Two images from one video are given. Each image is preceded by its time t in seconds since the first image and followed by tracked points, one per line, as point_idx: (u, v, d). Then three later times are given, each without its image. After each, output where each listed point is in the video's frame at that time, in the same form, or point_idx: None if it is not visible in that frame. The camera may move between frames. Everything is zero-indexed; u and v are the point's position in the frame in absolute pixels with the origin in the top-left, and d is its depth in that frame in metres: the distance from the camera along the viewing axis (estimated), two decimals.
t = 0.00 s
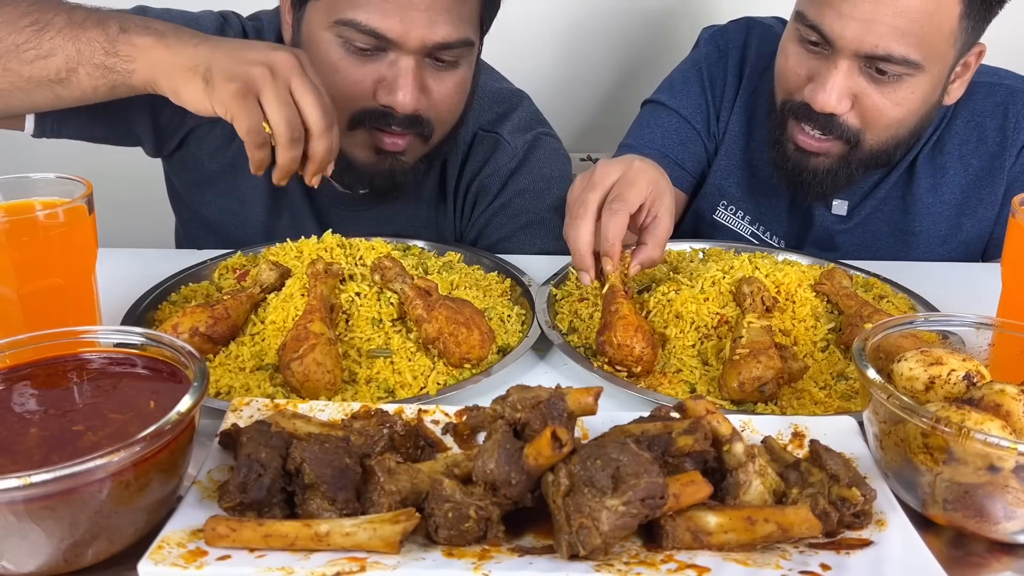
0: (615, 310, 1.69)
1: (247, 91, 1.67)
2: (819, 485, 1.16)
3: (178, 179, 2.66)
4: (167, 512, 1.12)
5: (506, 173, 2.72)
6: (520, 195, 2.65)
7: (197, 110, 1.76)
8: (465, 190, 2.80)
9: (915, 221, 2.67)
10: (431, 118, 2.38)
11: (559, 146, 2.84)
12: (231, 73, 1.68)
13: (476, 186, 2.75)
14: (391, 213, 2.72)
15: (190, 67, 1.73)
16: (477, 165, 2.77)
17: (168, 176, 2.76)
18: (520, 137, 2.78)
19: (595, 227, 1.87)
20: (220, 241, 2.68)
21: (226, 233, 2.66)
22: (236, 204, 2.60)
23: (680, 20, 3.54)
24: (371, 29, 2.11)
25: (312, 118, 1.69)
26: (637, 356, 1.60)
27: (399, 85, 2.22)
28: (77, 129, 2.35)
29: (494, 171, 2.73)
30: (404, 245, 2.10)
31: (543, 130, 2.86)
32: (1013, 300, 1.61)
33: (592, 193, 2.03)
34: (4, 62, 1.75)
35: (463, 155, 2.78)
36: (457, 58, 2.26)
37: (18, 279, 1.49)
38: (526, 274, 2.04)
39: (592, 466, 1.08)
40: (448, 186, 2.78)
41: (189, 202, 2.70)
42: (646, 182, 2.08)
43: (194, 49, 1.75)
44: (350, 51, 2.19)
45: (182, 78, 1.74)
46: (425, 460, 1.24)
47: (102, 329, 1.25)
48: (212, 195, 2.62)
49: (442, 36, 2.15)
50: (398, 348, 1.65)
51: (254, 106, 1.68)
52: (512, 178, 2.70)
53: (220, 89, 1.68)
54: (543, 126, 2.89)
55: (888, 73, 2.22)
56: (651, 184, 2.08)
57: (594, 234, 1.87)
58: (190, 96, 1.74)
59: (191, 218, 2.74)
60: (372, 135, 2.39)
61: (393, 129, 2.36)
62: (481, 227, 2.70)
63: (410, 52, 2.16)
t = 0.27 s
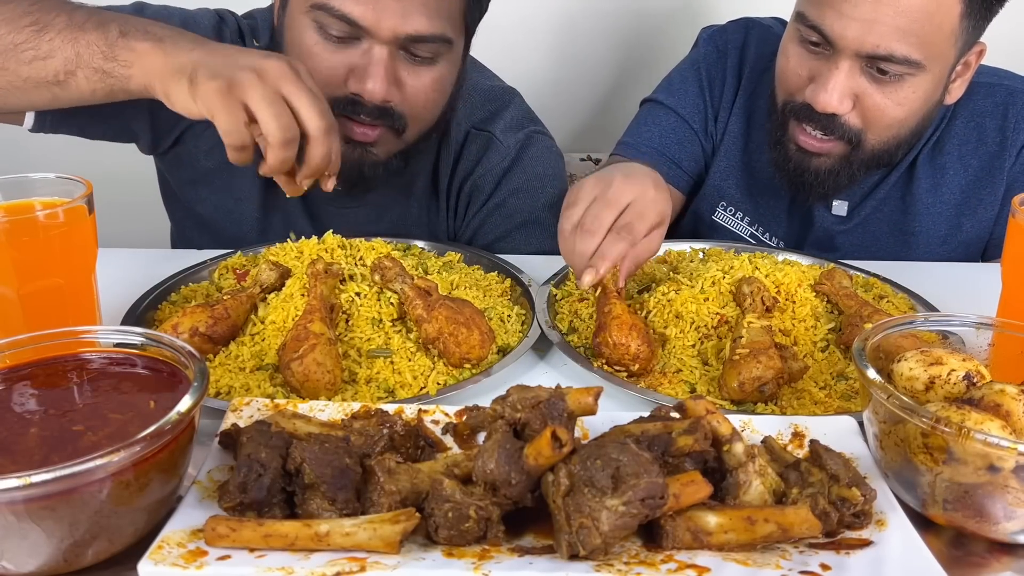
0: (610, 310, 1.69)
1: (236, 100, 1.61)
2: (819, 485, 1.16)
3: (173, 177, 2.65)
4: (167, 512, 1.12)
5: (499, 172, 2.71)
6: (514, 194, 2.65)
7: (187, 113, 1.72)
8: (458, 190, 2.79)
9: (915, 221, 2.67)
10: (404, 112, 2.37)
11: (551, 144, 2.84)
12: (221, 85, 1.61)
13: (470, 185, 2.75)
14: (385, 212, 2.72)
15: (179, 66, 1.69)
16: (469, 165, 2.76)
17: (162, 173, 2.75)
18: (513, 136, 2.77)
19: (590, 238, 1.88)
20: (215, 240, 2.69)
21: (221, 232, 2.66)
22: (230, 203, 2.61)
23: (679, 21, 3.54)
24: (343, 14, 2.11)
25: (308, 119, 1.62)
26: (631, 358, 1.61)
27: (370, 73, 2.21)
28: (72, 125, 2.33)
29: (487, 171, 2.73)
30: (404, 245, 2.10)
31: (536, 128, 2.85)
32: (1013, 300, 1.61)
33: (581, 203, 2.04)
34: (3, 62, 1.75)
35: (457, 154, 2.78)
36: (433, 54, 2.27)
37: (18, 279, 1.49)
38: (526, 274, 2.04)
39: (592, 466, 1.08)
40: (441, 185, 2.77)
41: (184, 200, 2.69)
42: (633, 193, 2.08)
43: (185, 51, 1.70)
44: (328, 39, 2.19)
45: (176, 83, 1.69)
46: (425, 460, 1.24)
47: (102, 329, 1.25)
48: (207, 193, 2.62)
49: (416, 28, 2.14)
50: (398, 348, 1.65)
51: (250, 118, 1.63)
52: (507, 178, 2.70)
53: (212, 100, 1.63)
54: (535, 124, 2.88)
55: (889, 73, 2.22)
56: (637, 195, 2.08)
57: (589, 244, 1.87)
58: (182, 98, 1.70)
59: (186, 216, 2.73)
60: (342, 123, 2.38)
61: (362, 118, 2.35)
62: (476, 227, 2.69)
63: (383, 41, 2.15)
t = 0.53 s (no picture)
0: (602, 299, 1.71)
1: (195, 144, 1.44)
2: (819, 485, 1.16)
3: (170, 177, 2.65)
4: (167, 512, 1.12)
5: (496, 172, 2.71)
6: (512, 194, 2.66)
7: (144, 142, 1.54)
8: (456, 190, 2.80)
9: (914, 223, 2.67)
10: (389, 112, 2.37)
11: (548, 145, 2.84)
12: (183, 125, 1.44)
13: (468, 184, 2.75)
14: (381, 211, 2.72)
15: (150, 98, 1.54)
16: (468, 164, 2.76)
17: (159, 173, 2.74)
18: (510, 136, 2.76)
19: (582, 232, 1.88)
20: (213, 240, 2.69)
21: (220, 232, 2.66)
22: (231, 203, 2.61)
23: (677, 22, 3.54)
24: (330, 11, 2.11)
25: (261, 193, 1.49)
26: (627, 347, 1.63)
27: (354, 70, 2.20)
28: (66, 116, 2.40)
29: (485, 170, 2.72)
30: (404, 245, 2.10)
31: (533, 128, 2.84)
32: (1013, 300, 1.61)
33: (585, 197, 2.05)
34: None
35: (453, 153, 2.78)
36: (422, 55, 2.26)
37: (18, 278, 1.49)
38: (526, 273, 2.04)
39: (592, 466, 1.08)
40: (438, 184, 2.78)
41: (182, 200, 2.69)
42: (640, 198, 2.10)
43: (166, 83, 1.57)
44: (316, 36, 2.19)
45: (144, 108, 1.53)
46: (425, 460, 1.24)
47: (102, 329, 1.26)
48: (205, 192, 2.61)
49: (403, 28, 2.14)
50: (398, 348, 1.65)
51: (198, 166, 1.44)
52: (504, 178, 2.70)
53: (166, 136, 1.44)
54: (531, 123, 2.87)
55: (887, 71, 2.22)
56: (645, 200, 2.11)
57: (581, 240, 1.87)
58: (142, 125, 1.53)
59: (185, 216, 2.73)
60: (326, 119, 2.38)
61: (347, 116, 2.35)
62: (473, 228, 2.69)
63: (369, 39, 2.15)
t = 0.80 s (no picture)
0: (592, 250, 1.87)
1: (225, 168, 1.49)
2: (819, 485, 1.16)
3: (167, 178, 2.64)
4: (167, 512, 1.12)
5: (495, 172, 2.71)
6: (511, 195, 2.66)
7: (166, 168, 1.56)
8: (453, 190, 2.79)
9: (912, 225, 2.67)
10: (388, 109, 2.37)
11: (546, 147, 2.85)
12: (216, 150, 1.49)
13: (465, 185, 2.75)
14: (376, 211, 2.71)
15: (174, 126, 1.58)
16: (466, 164, 2.76)
17: (154, 173, 2.73)
18: (509, 137, 2.76)
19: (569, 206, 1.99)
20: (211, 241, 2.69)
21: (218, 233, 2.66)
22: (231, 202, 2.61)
23: (672, 23, 3.54)
24: (327, 7, 2.10)
25: (285, 218, 1.55)
26: (626, 288, 1.79)
27: (352, 66, 2.21)
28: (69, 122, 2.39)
29: (484, 170, 2.72)
30: (404, 245, 2.10)
31: (532, 130, 2.85)
32: (1013, 300, 1.61)
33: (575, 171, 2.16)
34: (2, 90, 1.60)
35: (450, 153, 2.78)
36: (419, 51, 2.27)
37: (18, 278, 1.49)
38: (526, 274, 2.04)
39: (592, 466, 1.08)
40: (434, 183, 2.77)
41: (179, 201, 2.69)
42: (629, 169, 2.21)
43: (187, 113, 1.62)
44: (314, 32, 2.19)
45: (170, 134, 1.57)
46: (425, 460, 1.24)
47: (102, 329, 1.26)
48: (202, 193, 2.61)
49: (400, 24, 2.14)
50: (398, 348, 1.65)
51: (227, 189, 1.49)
52: (502, 179, 2.70)
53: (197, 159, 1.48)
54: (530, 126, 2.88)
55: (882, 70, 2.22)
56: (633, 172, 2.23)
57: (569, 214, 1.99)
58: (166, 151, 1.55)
59: (183, 217, 2.73)
60: (323, 117, 2.37)
61: (344, 113, 2.33)
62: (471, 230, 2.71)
63: (367, 36, 2.15)
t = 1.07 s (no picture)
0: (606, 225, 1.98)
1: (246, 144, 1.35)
2: (819, 485, 1.16)
3: (166, 177, 2.63)
4: (167, 512, 1.12)
5: (491, 172, 2.71)
6: (509, 194, 2.67)
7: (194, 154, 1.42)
8: (448, 189, 2.78)
9: (905, 230, 2.67)
10: (387, 99, 2.38)
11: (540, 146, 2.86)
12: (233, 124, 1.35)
13: (461, 184, 2.74)
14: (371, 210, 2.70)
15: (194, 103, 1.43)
16: (462, 163, 2.75)
17: (154, 173, 2.72)
18: (504, 136, 2.77)
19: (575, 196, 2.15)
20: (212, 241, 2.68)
21: (218, 232, 2.65)
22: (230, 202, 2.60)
23: (662, 20, 3.55)
24: None
25: (315, 194, 1.39)
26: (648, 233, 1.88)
27: (350, 56, 2.21)
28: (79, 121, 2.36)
29: (481, 169, 2.72)
30: (404, 245, 2.10)
31: (526, 127, 2.85)
32: (1013, 300, 1.61)
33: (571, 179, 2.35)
34: (15, 71, 1.45)
35: (446, 150, 2.76)
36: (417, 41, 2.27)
37: (18, 278, 1.49)
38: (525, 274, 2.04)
39: (592, 466, 1.08)
40: (429, 181, 2.74)
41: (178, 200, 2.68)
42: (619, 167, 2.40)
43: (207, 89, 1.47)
44: (311, 23, 2.20)
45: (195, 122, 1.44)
46: (426, 460, 1.24)
47: (102, 329, 1.26)
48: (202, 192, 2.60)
49: (398, 12, 2.15)
50: (398, 348, 1.65)
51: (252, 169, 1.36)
52: (499, 178, 2.71)
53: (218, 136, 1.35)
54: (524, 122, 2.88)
55: (862, 59, 2.22)
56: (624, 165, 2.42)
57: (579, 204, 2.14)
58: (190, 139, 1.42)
59: (182, 217, 2.72)
60: (322, 108, 2.38)
61: (342, 103, 2.34)
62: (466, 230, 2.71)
63: (365, 24, 2.16)
